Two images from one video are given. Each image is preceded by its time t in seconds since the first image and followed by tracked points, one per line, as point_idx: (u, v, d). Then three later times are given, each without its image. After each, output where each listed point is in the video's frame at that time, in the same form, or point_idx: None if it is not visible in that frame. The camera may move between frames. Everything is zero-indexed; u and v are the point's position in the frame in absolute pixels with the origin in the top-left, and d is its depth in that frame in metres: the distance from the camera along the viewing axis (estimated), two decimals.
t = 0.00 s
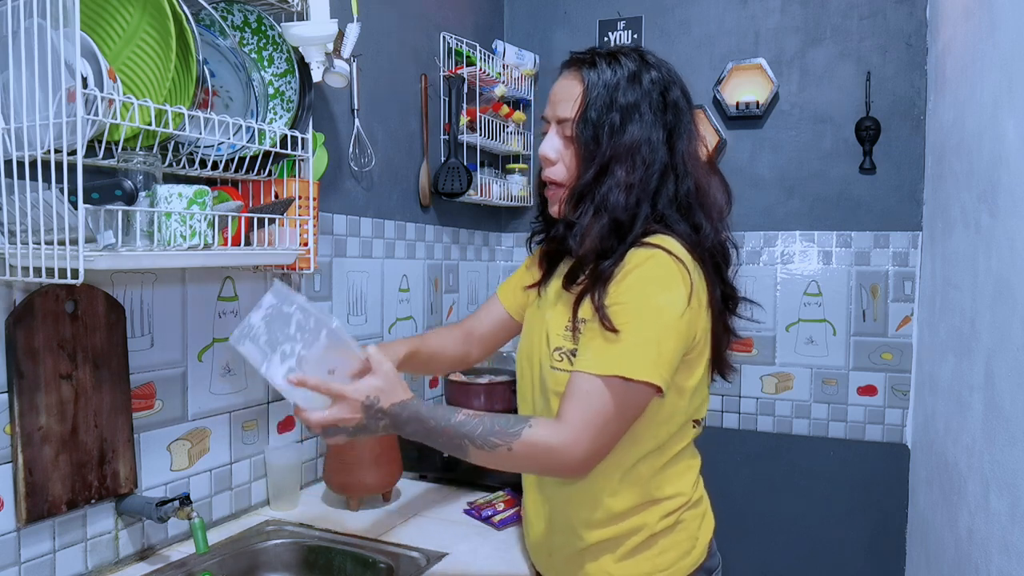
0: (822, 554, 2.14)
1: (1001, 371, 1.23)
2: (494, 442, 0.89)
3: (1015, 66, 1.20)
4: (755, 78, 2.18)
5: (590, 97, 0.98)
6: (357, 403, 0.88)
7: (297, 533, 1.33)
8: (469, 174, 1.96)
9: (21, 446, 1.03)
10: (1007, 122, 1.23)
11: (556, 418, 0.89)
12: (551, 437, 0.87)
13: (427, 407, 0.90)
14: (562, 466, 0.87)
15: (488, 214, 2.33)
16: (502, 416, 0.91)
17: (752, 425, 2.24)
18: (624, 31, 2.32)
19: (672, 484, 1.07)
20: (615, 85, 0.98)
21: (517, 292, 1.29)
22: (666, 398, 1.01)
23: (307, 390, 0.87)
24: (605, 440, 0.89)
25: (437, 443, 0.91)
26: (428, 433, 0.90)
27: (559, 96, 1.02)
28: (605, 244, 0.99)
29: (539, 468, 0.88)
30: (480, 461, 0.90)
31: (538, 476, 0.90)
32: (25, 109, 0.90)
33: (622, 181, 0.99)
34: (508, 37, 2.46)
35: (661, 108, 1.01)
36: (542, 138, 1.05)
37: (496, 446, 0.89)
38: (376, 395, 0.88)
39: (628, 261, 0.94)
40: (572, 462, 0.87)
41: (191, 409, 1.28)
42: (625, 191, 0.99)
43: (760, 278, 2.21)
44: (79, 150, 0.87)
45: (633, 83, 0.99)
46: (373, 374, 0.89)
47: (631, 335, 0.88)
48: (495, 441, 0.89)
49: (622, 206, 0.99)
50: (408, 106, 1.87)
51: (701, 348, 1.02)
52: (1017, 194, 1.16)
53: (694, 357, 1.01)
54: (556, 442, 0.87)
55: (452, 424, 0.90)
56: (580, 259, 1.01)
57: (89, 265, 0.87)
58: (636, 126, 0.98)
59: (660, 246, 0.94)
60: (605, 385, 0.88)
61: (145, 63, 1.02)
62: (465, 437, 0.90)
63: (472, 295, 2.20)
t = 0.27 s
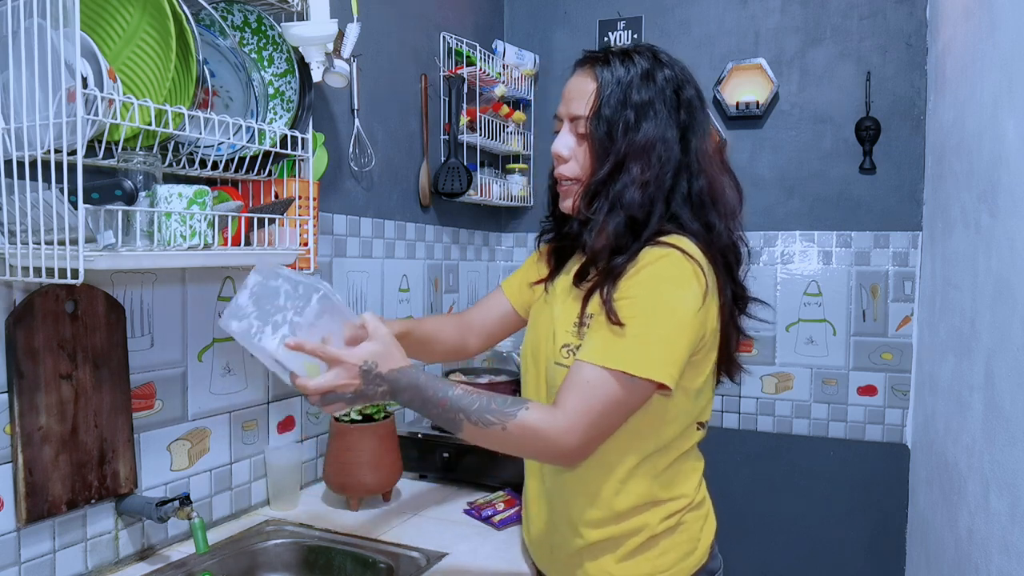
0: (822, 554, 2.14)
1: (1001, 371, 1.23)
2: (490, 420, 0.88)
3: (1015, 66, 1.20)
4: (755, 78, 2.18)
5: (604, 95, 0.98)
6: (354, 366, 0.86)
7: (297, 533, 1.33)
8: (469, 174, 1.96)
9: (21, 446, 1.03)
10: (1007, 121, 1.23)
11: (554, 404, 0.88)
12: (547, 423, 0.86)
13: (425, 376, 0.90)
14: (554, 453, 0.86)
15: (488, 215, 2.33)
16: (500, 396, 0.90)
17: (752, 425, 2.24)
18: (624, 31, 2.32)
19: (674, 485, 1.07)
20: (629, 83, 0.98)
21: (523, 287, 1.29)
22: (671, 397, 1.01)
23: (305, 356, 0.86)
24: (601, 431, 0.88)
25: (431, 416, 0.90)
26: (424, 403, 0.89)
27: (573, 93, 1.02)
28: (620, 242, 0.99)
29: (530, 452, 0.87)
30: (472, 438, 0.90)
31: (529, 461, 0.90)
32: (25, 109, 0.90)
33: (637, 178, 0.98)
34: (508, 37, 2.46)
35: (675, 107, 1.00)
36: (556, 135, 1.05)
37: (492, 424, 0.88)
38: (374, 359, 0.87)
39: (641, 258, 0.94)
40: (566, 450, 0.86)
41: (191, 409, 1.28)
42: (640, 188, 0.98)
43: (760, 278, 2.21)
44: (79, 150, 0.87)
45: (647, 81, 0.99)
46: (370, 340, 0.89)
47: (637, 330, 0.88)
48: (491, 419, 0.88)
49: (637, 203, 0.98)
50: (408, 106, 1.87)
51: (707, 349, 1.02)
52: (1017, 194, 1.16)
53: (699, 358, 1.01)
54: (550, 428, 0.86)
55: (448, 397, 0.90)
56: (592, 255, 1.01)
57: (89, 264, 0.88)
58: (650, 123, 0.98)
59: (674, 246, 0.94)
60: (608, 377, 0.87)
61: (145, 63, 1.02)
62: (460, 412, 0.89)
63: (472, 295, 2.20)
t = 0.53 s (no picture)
0: (822, 554, 2.13)
1: (1001, 371, 1.23)
2: (493, 414, 0.88)
3: (1015, 66, 1.19)
4: (755, 78, 2.18)
5: (614, 93, 0.98)
6: (362, 354, 0.85)
7: (297, 533, 1.33)
8: (469, 174, 1.96)
9: (21, 446, 1.03)
10: (1007, 121, 1.23)
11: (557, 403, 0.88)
12: (550, 419, 0.86)
13: (432, 368, 0.89)
14: (555, 450, 0.86)
15: (488, 215, 2.33)
16: (505, 391, 0.90)
17: (752, 425, 2.25)
18: (624, 31, 2.32)
19: (681, 485, 1.07)
20: (640, 82, 0.98)
21: (528, 284, 1.29)
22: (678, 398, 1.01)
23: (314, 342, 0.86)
24: (604, 431, 0.88)
25: (437, 408, 0.90)
26: (430, 394, 0.89)
27: (583, 91, 1.02)
28: (631, 242, 0.98)
29: (532, 449, 0.87)
30: (473, 431, 0.89)
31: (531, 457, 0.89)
32: (25, 109, 0.90)
33: (648, 178, 0.98)
34: (508, 37, 2.46)
35: (686, 107, 1.00)
36: (565, 133, 1.05)
37: (495, 419, 0.88)
38: (382, 347, 0.86)
39: (649, 259, 0.93)
40: (567, 449, 0.86)
41: (191, 409, 1.28)
42: (650, 188, 0.98)
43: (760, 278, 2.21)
44: (79, 150, 0.87)
45: (658, 80, 0.99)
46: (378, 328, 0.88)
47: (642, 332, 0.88)
48: (496, 413, 0.88)
49: (647, 203, 0.98)
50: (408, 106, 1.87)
51: (715, 352, 1.02)
52: (1018, 194, 1.16)
53: (707, 360, 1.01)
54: (552, 426, 0.86)
55: (454, 390, 0.89)
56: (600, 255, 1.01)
57: (89, 264, 0.88)
58: (661, 123, 0.98)
59: (683, 248, 0.93)
60: (612, 378, 0.87)
61: (145, 63, 1.02)
62: (464, 405, 0.89)
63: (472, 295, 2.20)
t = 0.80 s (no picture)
0: (822, 554, 2.13)
1: (1001, 371, 1.23)
2: (498, 417, 0.88)
3: (1015, 66, 1.19)
4: (755, 78, 2.18)
5: (621, 96, 0.98)
6: (365, 355, 0.85)
7: (297, 533, 1.33)
8: (469, 174, 1.96)
9: (21, 446, 1.03)
10: (1007, 122, 1.23)
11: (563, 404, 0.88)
12: (554, 422, 0.86)
13: (437, 370, 0.89)
14: (559, 452, 0.86)
15: (488, 215, 2.33)
16: (510, 393, 0.90)
17: (752, 425, 2.25)
18: (624, 31, 2.32)
19: (682, 486, 1.07)
20: (646, 84, 0.98)
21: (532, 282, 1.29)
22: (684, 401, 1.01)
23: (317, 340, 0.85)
24: (609, 434, 0.88)
25: (441, 410, 0.90)
26: (434, 396, 0.89)
27: (589, 95, 1.02)
28: (639, 247, 0.98)
29: (536, 451, 0.87)
30: (478, 432, 0.89)
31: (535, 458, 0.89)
32: (25, 109, 0.90)
33: (655, 182, 0.98)
34: (508, 37, 2.46)
35: (693, 109, 1.00)
36: (572, 137, 1.05)
37: (500, 421, 0.88)
38: (385, 348, 0.86)
39: (658, 263, 0.93)
40: (571, 451, 0.86)
41: (191, 409, 1.28)
42: (657, 192, 0.98)
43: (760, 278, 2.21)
44: (78, 150, 0.87)
45: (664, 82, 0.99)
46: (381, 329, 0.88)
47: (650, 337, 0.88)
48: (501, 416, 0.88)
49: (654, 207, 0.98)
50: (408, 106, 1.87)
51: (721, 356, 1.02)
52: (1018, 195, 1.16)
53: (713, 365, 1.01)
54: (557, 428, 0.86)
55: (459, 392, 0.89)
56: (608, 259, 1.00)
57: (89, 264, 0.88)
58: (668, 126, 0.98)
59: (693, 253, 0.93)
60: (619, 381, 0.87)
61: (145, 63, 1.02)
62: (469, 407, 0.89)
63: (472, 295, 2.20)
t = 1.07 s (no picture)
0: (822, 554, 2.13)
1: (1001, 371, 1.22)
2: (495, 414, 0.88)
3: (1015, 66, 1.19)
4: (755, 78, 2.18)
5: (620, 97, 0.98)
6: (369, 351, 0.86)
7: (298, 533, 1.33)
8: (469, 174, 1.96)
9: (21, 446, 1.03)
10: (1007, 121, 1.23)
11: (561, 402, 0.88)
12: (551, 420, 0.86)
13: (436, 367, 0.89)
14: (557, 449, 0.86)
15: (488, 215, 2.33)
16: (508, 391, 0.90)
17: (752, 425, 2.24)
18: (624, 31, 2.32)
19: (681, 486, 1.07)
20: (644, 85, 0.98)
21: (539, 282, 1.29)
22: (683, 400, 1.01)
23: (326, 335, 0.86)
24: (606, 432, 0.88)
25: (439, 407, 0.90)
26: (434, 392, 0.89)
27: (589, 97, 1.02)
28: (638, 246, 0.98)
29: (533, 448, 0.87)
30: (476, 431, 0.90)
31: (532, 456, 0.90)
32: (25, 108, 0.90)
33: (655, 182, 0.98)
34: (508, 37, 2.46)
35: (692, 109, 1.00)
36: (573, 139, 1.05)
37: (497, 418, 0.88)
38: (389, 346, 0.87)
39: (657, 263, 0.93)
40: (568, 448, 0.86)
41: (191, 409, 1.28)
42: (657, 192, 0.98)
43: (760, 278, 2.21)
44: (79, 150, 0.87)
45: (663, 83, 0.99)
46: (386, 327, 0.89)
47: (648, 336, 0.88)
48: (497, 412, 0.88)
49: (654, 208, 0.98)
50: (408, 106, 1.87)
51: (722, 355, 1.01)
52: (1018, 195, 1.16)
53: (713, 365, 1.01)
54: (553, 426, 0.86)
55: (457, 389, 0.89)
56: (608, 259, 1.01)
57: (89, 264, 0.87)
58: (667, 127, 0.98)
59: (691, 252, 0.93)
60: (616, 380, 0.87)
61: (145, 63, 1.02)
62: (467, 403, 0.89)
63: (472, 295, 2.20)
